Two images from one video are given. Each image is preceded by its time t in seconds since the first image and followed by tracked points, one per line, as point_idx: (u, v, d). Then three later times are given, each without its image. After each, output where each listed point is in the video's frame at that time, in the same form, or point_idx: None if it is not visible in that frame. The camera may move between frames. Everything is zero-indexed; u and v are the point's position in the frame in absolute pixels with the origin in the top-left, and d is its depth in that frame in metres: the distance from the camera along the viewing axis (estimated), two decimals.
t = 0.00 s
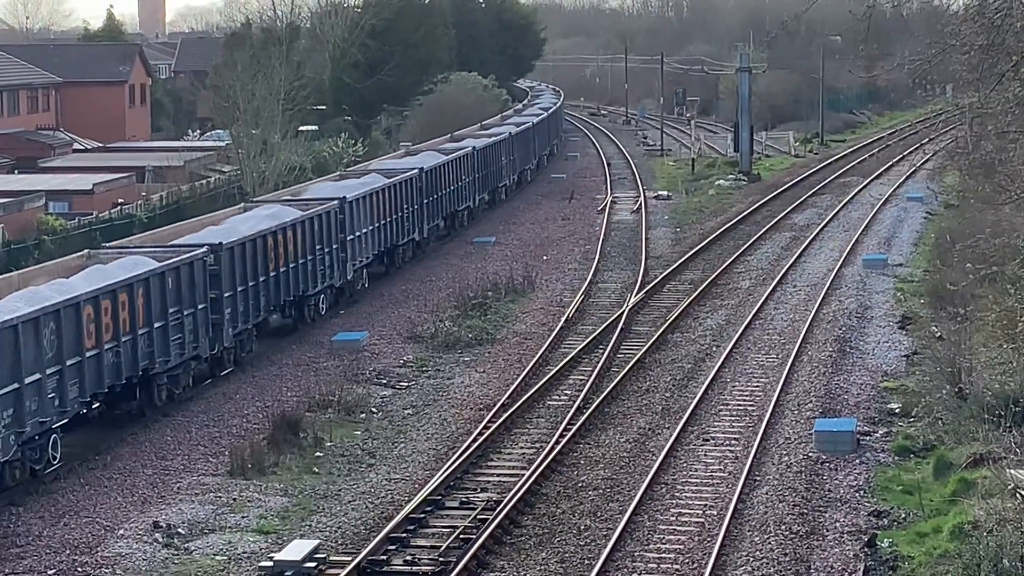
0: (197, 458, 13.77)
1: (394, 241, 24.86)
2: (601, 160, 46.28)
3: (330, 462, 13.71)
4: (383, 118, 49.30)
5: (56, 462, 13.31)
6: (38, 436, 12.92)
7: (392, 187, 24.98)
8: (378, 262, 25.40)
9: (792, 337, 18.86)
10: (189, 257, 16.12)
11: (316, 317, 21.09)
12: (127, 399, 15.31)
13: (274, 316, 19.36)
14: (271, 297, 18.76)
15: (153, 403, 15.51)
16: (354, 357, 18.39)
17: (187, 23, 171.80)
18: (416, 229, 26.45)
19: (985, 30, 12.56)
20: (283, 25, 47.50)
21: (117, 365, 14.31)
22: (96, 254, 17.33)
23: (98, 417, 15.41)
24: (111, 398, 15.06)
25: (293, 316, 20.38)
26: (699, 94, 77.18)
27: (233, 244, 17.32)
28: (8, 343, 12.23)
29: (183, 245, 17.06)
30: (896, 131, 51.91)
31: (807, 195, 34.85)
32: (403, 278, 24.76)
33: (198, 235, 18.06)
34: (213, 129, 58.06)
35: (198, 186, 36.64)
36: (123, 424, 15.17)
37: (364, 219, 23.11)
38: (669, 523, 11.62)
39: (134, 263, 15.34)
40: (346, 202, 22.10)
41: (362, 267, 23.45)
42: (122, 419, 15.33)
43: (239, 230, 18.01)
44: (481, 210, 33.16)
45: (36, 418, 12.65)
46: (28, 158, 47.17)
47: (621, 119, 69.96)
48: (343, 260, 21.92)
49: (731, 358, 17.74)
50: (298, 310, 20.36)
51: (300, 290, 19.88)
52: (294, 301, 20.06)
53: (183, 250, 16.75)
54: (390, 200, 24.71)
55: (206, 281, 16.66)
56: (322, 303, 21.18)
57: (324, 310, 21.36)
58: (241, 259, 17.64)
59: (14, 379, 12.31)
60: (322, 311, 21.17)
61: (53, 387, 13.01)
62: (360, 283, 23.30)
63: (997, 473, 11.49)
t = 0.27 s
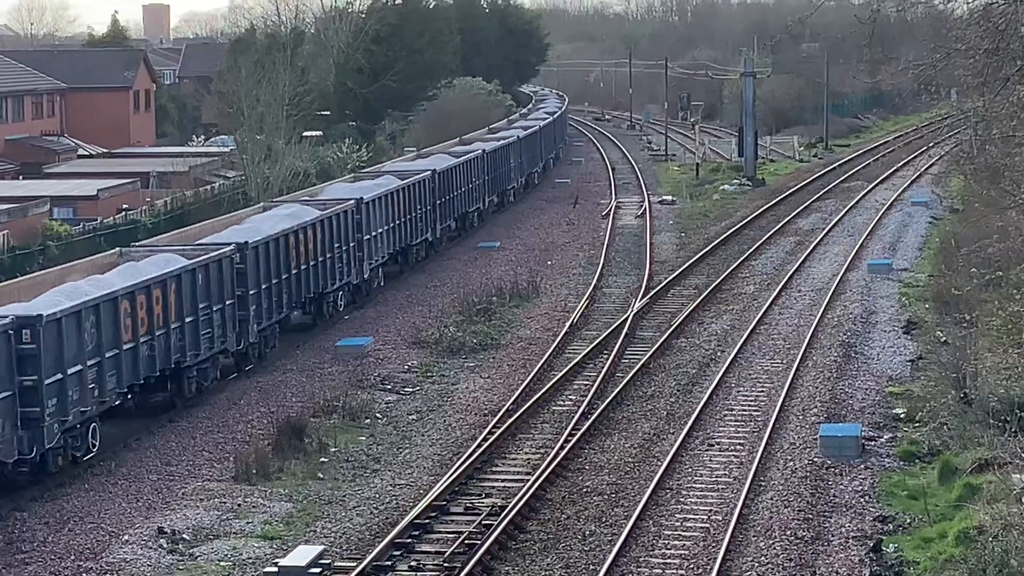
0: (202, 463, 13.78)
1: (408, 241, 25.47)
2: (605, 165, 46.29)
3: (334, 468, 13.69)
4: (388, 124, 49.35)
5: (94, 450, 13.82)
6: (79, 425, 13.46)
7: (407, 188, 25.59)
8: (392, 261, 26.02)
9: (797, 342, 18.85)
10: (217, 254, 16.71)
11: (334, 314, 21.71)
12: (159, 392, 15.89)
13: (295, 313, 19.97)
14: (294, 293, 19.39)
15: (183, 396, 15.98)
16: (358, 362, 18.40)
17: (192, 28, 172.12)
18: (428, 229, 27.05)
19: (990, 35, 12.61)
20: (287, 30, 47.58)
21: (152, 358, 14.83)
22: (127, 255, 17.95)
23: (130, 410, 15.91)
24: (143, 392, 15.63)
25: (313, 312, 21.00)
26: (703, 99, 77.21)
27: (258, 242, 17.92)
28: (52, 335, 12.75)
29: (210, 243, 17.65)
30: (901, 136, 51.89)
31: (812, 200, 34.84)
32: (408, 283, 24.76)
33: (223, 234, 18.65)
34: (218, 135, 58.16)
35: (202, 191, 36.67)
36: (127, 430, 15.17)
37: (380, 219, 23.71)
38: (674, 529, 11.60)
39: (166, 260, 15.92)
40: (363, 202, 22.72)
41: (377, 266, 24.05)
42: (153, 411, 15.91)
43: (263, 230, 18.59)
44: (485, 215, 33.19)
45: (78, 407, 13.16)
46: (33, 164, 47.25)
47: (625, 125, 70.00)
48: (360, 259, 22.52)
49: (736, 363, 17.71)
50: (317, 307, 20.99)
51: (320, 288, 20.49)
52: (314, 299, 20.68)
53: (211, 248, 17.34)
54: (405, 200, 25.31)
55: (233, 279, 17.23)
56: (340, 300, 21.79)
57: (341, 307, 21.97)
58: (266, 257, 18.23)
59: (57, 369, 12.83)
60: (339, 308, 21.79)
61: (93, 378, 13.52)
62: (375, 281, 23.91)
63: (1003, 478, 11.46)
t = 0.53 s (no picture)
0: (206, 468, 13.78)
1: (421, 240, 26.12)
2: (609, 169, 46.31)
3: (339, 473, 13.69)
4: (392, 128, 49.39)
5: (130, 437, 14.48)
6: (117, 413, 14.16)
7: (420, 188, 26.25)
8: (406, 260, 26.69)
9: (802, 346, 18.83)
10: (243, 252, 17.44)
11: (351, 310, 22.39)
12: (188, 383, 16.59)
13: (314, 309, 20.66)
14: (314, 290, 20.09)
15: (211, 387, 16.66)
16: (363, 366, 18.39)
17: (197, 33, 172.36)
18: (440, 229, 27.70)
19: (995, 38, 12.61)
20: (292, 35, 47.63)
21: (183, 350, 15.52)
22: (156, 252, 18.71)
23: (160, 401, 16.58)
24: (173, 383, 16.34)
25: (330, 308, 21.67)
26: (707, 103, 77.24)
27: (282, 241, 18.66)
28: (94, 327, 13.43)
29: (236, 241, 18.38)
30: (905, 140, 51.83)
31: (816, 204, 34.82)
32: (413, 287, 24.75)
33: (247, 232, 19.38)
34: (222, 140, 58.21)
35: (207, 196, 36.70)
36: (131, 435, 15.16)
37: (395, 218, 24.38)
38: (679, 533, 11.58)
39: (195, 257, 16.66)
40: (379, 202, 23.41)
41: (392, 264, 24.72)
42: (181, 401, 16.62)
43: (285, 229, 19.31)
44: (490, 219, 33.23)
45: (116, 396, 13.83)
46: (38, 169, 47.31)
47: (629, 129, 70.02)
48: (376, 257, 23.19)
49: (741, 368, 17.69)
50: (334, 303, 21.67)
51: (338, 286, 21.19)
52: (332, 295, 21.36)
53: (237, 245, 18.08)
54: (418, 200, 25.97)
55: (257, 275, 17.95)
56: (357, 297, 22.48)
57: (359, 304, 22.66)
58: (289, 254, 18.95)
59: (97, 359, 13.50)
60: (356, 304, 22.47)
61: (130, 368, 14.20)
62: (390, 279, 24.58)
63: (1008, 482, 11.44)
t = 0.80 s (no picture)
0: (209, 468, 13.80)
1: (432, 236, 26.74)
2: (612, 169, 46.31)
3: (341, 473, 13.70)
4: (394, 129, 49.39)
5: (162, 421, 15.25)
6: (148, 398, 14.84)
7: (431, 185, 26.88)
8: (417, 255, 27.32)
9: (804, 347, 18.82)
10: (265, 246, 18.14)
11: (366, 303, 23.06)
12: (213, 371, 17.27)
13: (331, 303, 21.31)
14: (332, 283, 20.81)
15: (235, 374, 17.47)
16: (365, 367, 18.40)
17: (199, 33, 172.53)
18: (450, 225, 28.31)
19: (997, 38, 12.61)
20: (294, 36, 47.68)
21: (210, 339, 16.25)
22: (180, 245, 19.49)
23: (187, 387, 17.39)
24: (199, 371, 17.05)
25: (346, 302, 22.36)
26: (710, 103, 77.22)
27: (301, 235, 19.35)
28: (128, 315, 14.10)
29: (257, 236, 19.07)
30: (908, 140, 51.79)
31: (819, 205, 34.79)
32: (414, 288, 24.74)
33: (267, 227, 20.09)
34: (224, 140, 58.26)
35: (209, 197, 36.74)
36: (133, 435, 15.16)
37: (407, 215, 25.02)
38: (681, 533, 11.58)
39: (219, 251, 17.35)
40: (393, 199, 24.10)
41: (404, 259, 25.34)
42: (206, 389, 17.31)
43: (304, 225, 20.01)
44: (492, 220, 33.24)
45: (148, 382, 14.51)
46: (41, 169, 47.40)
47: (632, 129, 70.03)
48: (389, 252, 23.84)
49: (743, 368, 17.69)
50: (350, 297, 22.36)
51: (354, 279, 21.86)
52: (348, 289, 22.04)
53: (258, 240, 18.78)
54: (429, 198, 26.61)
55: (279, 269, 18.64)
56: (371, 289, 23.14)
57: (374, 297, 23.32)
58: (308, 249, 19.68)
59: (132, 346, 14.17)
60: (371, 297, 23.13)
61: (161, 356, 14.89)
62: (403, 273, 25.21)
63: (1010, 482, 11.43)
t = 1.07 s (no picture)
0: (208, 467, 13.78)
1: (439, 231, 27.39)
2: (611, 168, 46.30)
3: (340, 472, 13.69)
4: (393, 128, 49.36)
5: (187, 404, 15.97)
6: (174, 382, 15.53)
7: (439, 181, 27.53)
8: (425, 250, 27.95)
9: (803, 345, 18.81)
10: (282, 238, 18.78)
11: (377, 294, 23.76)
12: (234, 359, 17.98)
13: (344, 295, 22.00)
14: (345, 273, 21.49)
15: (255, 362, 18.17)
16: (364, 365, 18.40)
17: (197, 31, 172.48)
18: (457, 220, 28.98)
19: (996, 36, 12.59)
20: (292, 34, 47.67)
21: (232, 327, 16.94)
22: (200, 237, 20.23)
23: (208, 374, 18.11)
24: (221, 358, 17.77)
25: (359, 293, 23.00)
26: (709, 102, 77.20)
27: (316, 228, 20.05)
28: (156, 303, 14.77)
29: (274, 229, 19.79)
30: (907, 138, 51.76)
31: (817, 203, 34.78)
32: (413, 286, 24.74)
33: (284, 220, 20.81)
34: (223, 139, 58.23)
35: (208, 195, 36.72)
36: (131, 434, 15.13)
37: (416, 209, 25.70)
38: (680, 532, 11.58)
39: (239, 242, 18.04)
40: (402, 193, 24.78)
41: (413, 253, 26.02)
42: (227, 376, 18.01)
43: (318, 218, 20.72)
44: (491, 218, 33.25)
45: (174, 367, 15.21)
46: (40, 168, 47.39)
47: (631, 128, 70.04)
48: (399, 246, 24.51)
49: (742, 366, 17.70)
50: (363, 288, 23.04)
51: (366, 271, 22.55)
52: (360, 280, 22.68)
53: (276, 233, 19.48)
54: (437, 193, 27.26)
55: (296, 260, 19.33)
56: (382, 282, 23.83)
57: (384, 288, 24.01)
58: (322, 240, 20.35)
59: (159, 333, 14.85)
60: (382, 289, 23.83)
61: (186, 342, 15.58)
62: (411, 266, 25.89)
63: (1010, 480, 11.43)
